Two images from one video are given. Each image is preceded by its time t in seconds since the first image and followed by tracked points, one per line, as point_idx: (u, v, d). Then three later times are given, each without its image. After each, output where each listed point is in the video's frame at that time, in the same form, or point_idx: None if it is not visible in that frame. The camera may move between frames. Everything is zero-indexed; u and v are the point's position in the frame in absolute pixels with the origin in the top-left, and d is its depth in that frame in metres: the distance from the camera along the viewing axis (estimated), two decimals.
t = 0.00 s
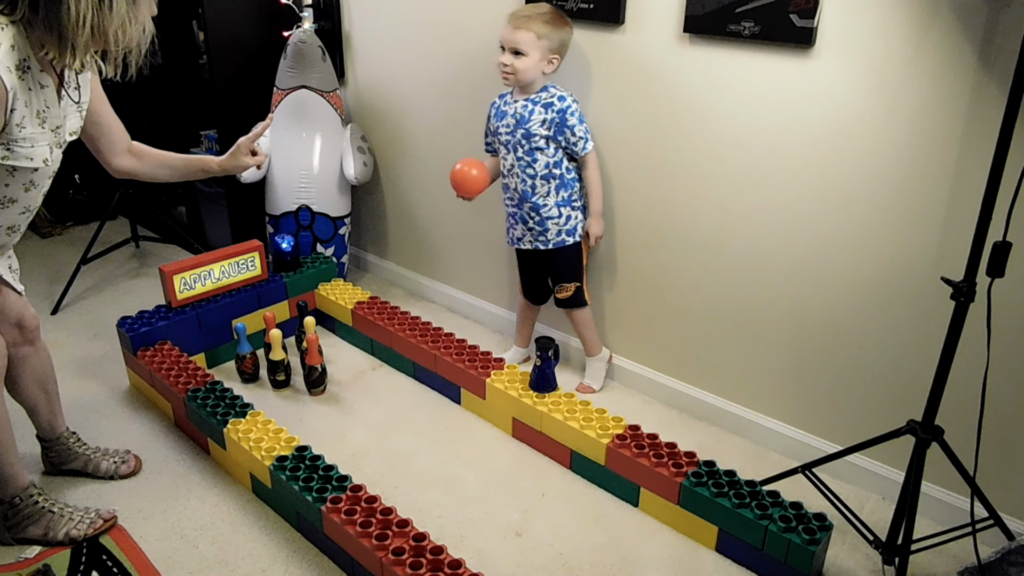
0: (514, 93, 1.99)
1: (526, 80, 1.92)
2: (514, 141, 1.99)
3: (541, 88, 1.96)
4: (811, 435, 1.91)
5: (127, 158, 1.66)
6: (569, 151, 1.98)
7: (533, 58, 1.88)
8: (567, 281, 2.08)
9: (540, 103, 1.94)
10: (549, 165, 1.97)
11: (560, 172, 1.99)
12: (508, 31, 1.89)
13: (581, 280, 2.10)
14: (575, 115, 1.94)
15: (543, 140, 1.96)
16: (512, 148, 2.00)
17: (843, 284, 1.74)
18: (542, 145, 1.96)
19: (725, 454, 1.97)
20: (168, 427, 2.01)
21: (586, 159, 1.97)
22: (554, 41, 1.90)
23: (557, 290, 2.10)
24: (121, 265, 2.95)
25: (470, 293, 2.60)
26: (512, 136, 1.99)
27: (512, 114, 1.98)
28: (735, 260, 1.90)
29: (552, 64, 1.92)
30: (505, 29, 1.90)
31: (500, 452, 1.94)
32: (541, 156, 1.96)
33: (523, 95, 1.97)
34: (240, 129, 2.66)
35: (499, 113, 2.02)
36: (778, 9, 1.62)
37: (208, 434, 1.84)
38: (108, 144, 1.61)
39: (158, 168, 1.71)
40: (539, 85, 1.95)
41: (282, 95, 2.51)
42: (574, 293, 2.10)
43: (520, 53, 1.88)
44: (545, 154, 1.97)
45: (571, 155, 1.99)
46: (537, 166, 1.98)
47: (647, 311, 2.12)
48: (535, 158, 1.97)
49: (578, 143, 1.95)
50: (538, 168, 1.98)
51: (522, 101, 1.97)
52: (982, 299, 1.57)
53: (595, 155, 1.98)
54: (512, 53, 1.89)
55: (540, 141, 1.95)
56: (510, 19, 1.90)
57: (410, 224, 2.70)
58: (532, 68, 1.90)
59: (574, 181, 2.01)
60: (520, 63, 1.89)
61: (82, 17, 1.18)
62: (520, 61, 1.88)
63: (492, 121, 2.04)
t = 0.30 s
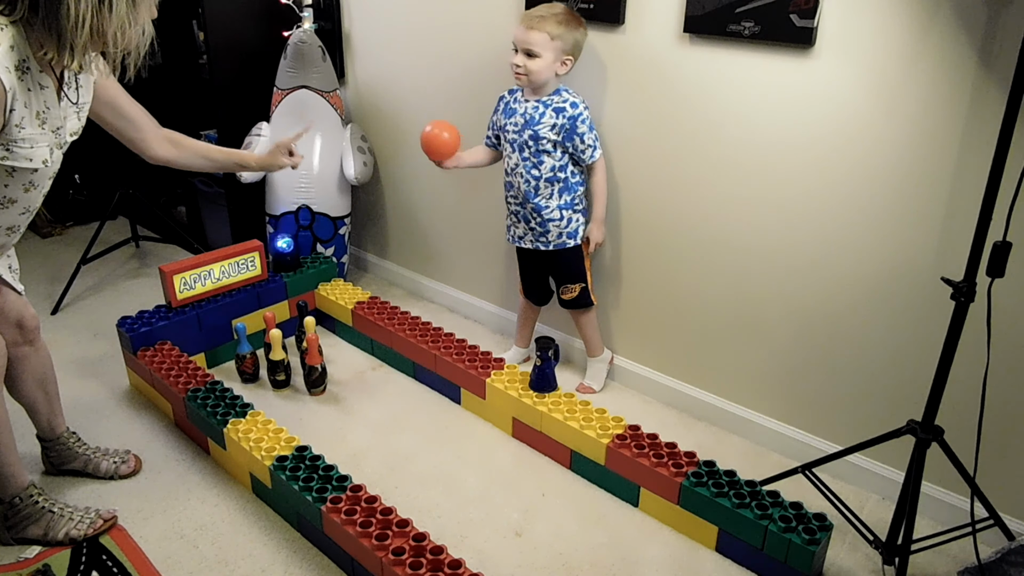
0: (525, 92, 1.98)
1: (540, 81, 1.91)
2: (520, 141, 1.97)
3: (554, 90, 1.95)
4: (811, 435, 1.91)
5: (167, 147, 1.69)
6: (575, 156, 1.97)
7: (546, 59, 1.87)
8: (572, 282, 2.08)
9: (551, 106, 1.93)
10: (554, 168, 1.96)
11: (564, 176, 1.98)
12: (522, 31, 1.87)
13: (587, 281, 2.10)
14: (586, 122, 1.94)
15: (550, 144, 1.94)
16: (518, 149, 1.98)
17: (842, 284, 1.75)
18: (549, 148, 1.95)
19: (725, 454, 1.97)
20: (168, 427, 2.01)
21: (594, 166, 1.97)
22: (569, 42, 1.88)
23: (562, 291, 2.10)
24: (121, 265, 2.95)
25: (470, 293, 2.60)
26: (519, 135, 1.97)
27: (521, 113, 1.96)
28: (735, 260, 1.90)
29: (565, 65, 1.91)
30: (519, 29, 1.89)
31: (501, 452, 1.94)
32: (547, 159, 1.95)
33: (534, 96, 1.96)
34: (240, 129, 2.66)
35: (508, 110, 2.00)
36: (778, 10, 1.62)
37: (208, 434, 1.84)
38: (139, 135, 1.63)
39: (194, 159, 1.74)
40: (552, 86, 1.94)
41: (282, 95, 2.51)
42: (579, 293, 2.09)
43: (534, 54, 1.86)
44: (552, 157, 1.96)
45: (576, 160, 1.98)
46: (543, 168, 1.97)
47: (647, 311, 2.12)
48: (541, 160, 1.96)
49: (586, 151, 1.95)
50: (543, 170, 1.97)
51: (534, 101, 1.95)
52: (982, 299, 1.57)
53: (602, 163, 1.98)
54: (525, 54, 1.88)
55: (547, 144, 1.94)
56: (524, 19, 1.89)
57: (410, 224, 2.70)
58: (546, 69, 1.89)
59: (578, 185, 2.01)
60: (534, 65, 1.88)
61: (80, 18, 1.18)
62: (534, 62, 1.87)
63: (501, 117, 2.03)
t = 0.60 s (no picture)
0: (528, 91, 1.98)
1: (543, 79, 1.90)
2: (522, 134, 1.96)
3: (556, 89, 1.95)
4: (811, 435, 1.91)
5: (172, 143, 1.70)
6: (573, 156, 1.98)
7: (549, 57, 1.87)
8: (569, 280, 2.08)
9: (555, 102, 1.92)
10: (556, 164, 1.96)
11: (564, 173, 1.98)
12: (524, 30, 1.87)
13: (581, 280, 2.11)
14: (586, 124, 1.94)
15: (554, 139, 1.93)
16: (518, 138, 1.96)
17: (842, 284, 1.74)
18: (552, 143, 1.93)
19: (725, 454, 1.97)
20: (169, 427, 2.01)
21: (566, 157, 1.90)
22: (570, 38, 1.88)
23: (557, 291, 2.10)
24: (121, 265, 2.95)
25: (470, 293, 2.60)
26: (521, 129, 1.96)
27: (524, 107, 1.96)
28: (736, 260, 1.90)
29: (568, 62, 1.91)
30: (520, 28, 1.88)
31: (501, 452, 1.94)
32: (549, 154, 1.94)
33: (536, 92, 1.96)
34: (241, 129, 2.66)
35: (511, 105, 2.00)
36: (778, 9, 1.62)
37: (208, 434, 1.84)
38: (143, 133, 1.64)
39: (198, 155, 1.75)
40: (555, 84, 1.94)
41: (282, 95, 2.51)
42: (573, 293, 2.10)
43: (537, 52, 1.86)
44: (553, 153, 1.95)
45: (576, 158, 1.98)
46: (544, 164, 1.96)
47: (647, 311, 2.12)
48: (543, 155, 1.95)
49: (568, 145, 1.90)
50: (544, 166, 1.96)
51: (538, 97, 1.95)
52: (982, 299, 1.57)
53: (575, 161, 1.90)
54: (527, 53, 1.87)
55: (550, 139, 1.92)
56: (525, 18, 1.88)
57: (410, 224, 2.70)
58: (549, 67, 1.88)
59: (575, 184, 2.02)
60: (538, 63, 1.87)
61: (84, 20, 1.18)
62: (538, 61, 1.87)
63: (502, 111, 2.02)
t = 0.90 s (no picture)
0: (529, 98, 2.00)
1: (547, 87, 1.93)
2: (512, 134, 1.99)
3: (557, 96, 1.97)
4: (811, 435, 1.91)
5: (173, 140, 1.70)
6: (559, 158, 1.99)
7: (551, 66, 1.89)
8: (530, 293, 2.11)
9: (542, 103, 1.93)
10: (539, 163, 1.98)
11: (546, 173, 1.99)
12: (524, 42, 1.89)
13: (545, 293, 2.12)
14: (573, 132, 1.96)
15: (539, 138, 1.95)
16: (509, 143, 2.00)
17: (842, 284, 1.75)
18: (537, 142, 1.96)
19: (725, 454, 1.97)
20: (169, 427, 2.01)
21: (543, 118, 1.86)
22: (569, 45, 1.90)
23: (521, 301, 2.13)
24: (121, 265, 2.95)
25: (470, 293, 2.60)
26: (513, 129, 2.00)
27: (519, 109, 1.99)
28: (736, 261, 1.90)
29: (569, 68, 1.93)
30: (520, 39, 1.90)
31: (501, 452, 1.94)
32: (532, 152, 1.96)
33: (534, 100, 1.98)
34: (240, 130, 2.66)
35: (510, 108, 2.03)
36: (779, 10, 1.62)
37: (208, 434, 1.84)
38: (146, 131, 1.64)
39: (201, 149, 1.75)
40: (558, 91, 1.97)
41: (282, 95, 2.51)
42: (535, 305, 2.12)
43: (540, 63, 1.88)
44: (539, 152, 1.97)
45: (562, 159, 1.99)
46: (528, 162, 1.98)
47: (647, 310, 2.12)
48: (528, 153, 1.97)
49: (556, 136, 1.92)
50: (529, 164, 1.98)
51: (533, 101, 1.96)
52: (982, 299, 1.57)
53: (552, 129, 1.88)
54: (530, 63, 1.90)
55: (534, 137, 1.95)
56: (523, 29, 1.90)
57: (410, 224, 2.70)
58: (552, 75, 1.91)
59: (556, 186, 2.03)
60: (541, 73, 1.90)
61: (89, 17, 1.18)
62: (541, 70, 1.89)
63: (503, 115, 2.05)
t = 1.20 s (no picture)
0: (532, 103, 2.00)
1: (550, 93, 1.93)
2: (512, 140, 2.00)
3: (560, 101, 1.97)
4: (811, 435, 1.91)
5: (173, 137, 1.70)
6: (558, 168, 1.98)
7: (554, 71, 1.89)
8: (502, 285, 2.12)
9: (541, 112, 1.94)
10: (532, 170, 1.98)
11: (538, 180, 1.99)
12: (525, 49, 1.89)
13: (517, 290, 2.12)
14: (573, 143, 1.96)
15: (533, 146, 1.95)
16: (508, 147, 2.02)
17: (843, 284, 1.74)
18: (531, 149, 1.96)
19: (725, 454, 1.97)
20: (168, 427, 2.01)
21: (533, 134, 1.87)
22: (570, 50, 1.90)
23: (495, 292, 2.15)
24: (121, 265, 2.95)
25: (470, 293, 2.60)
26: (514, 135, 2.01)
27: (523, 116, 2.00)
28: (736, 261, 1.90)
29: (573, 72, 1.93)
30: (521, 46, 1.90)
31: (501, 452, 1.94)
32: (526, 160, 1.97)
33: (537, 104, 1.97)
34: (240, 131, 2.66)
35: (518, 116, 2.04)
36: (779, 9, 1.62)
37: (208, 434, 1.84)
38: (146, 129, 1.64)
39: (204, 145, 1.75)
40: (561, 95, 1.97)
41: (282, 95, 2.51)
42: (504, 299, 2.13)
43: (542, 70, 1.88)
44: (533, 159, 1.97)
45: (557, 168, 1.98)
46: (522, 168, 1.99)
47: (647, 310, 2.12)
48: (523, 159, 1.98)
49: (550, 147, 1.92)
50: (523, 170, 1.99)
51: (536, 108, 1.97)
52: (982, 299, 1.57)
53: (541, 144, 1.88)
54: (533, 70, 1.89)
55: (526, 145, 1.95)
56: (525, 36, 1.90)
57: (410, 224, 2.70)
58: (555, 81, 1.91)
59: (549, 196, 2.02)
60: (544, 79, 1.90)
61: (91, 16, 1.18)
62: (544, 76, 1.89)
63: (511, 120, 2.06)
